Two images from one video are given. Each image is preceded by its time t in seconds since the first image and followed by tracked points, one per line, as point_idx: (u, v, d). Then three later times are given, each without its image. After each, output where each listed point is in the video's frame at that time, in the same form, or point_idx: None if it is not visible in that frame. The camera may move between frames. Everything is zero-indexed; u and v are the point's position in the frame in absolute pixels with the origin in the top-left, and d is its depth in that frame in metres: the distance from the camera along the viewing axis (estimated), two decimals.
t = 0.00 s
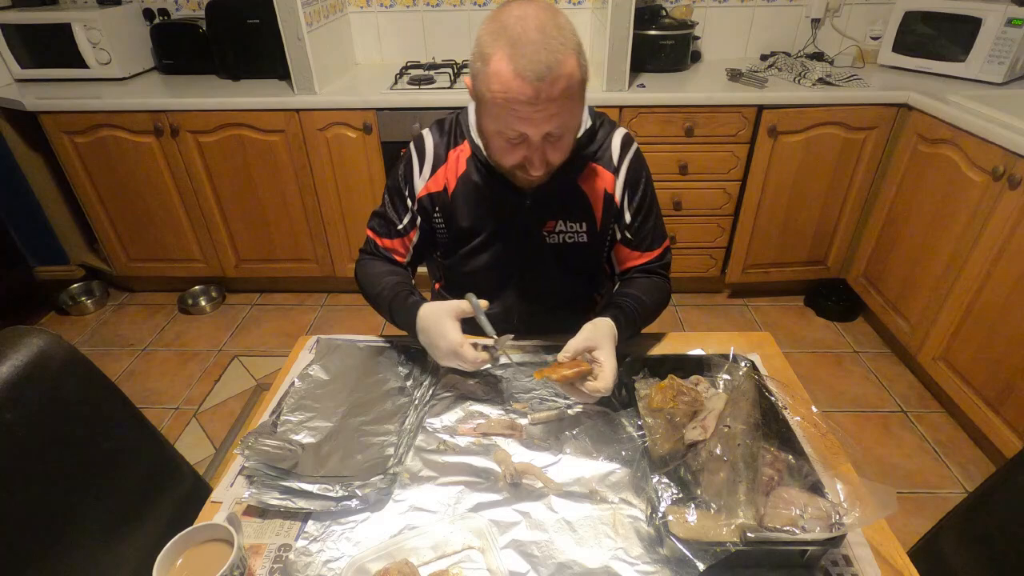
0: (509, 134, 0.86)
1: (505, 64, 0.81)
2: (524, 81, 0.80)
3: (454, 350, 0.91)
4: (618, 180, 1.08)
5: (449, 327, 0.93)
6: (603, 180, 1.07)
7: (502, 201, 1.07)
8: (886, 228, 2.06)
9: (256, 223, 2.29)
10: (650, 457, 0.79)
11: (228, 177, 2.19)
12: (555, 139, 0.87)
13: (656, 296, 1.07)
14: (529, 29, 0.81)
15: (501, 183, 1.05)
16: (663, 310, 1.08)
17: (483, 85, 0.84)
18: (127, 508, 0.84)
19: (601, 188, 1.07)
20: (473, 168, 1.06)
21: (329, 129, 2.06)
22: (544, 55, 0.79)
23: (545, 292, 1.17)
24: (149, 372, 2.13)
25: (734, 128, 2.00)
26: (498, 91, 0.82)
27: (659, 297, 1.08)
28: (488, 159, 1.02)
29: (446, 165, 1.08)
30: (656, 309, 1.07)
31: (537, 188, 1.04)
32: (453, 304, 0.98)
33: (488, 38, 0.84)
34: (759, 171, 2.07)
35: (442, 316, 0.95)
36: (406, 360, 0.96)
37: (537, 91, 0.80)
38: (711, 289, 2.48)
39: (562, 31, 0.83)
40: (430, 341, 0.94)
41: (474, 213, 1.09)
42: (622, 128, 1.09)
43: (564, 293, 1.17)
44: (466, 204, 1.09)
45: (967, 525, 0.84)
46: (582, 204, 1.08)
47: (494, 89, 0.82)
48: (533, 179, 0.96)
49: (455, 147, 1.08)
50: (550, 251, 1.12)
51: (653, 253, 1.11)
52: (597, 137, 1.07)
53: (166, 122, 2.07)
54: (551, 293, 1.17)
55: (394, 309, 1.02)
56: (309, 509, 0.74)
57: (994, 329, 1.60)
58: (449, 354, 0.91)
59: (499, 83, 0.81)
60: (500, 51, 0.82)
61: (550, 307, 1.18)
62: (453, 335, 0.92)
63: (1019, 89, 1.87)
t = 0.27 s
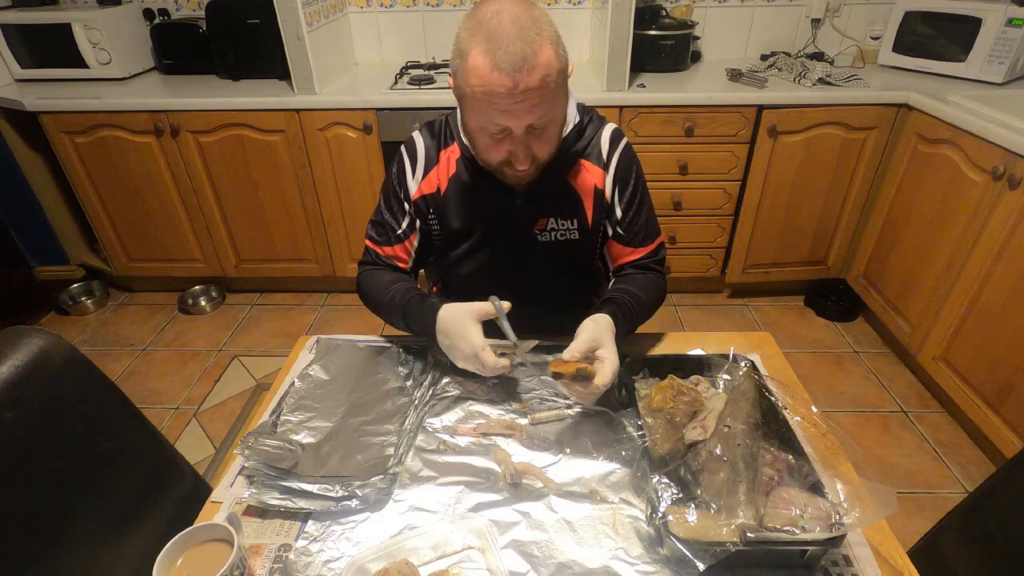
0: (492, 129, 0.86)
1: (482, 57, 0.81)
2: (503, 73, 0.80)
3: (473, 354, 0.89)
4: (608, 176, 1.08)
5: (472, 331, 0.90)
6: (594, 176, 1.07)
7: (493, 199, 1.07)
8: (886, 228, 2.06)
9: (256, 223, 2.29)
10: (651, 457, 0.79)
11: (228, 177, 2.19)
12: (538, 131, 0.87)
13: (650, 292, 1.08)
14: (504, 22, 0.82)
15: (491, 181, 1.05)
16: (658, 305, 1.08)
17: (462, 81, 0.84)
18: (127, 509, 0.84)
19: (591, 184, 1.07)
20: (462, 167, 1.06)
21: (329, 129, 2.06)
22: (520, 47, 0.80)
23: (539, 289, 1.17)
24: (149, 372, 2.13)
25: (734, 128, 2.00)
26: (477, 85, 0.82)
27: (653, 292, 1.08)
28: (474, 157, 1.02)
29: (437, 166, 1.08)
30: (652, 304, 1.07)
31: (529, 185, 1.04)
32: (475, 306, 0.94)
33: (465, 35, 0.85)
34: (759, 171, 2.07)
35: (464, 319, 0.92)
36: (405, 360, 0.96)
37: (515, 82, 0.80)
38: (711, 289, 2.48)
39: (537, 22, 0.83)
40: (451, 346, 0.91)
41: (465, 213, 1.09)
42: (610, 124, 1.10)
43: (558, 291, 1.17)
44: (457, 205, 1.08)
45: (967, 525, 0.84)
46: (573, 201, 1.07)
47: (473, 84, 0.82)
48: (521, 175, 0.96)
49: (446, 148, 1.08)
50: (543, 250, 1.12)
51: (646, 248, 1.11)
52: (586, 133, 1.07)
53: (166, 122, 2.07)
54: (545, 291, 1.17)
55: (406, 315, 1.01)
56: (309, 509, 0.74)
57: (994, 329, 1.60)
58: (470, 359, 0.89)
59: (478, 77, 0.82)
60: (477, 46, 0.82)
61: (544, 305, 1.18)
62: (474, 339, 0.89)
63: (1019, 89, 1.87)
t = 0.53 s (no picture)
0: (492, 129, 0.86)
1: (484, 57, 0.81)
2: (503, 73, 0.80)
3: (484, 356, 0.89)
4: (609, 177, 1.08)
5: (485, 333, 0.90)
6: (595, 177, 1.07)
7: (494, 200, 1.07)
8: (886, 228, 2.06)
9: (256, 223, 2.29)
10: (651, 457, 0.79)
11: (228, 177, 2.19)
12: (539, 132, 0.87)
13: (650, 293, 1.08)
14: (506, 23, 0.82)
15: (492, 182, 1.06)
16: (657, 306, 1.08)
17: (463, 81, 0.85)
18: (128, 509, 0.84)
19: (592, 185, 1.08)
20: (464, 167, 1.06)
21: (329, 129, 2.07)
22: (522, 47, 0.80)
23: (539, 290, 1.17)
24: (149, 372, 2.13)
25: (734, 128, 2.00)
26: (478, 85, 0.82)
27: (653, 293, 1.08)
28: (475, 157, 1.02)
29: (440, 164, 1.08)
30: (652, 305, 1.07)
31: (529, 186, 1.04)
32: (491, 306, 0.95)
33: (467, 34, 0.85)
34: (759, 171, 2.07)
35: (479, 320, 0.92)
36: (404, 360, 0.95)
37: (517, 83, 0.80)
38: (711, 289, 2.48)
39: (540, 23, 0.83)
40: (464, 347, 0.91)
41: (466, 213, 1.09)
42: (612, 125, 1.10)
43: (559, 292, 1.17)
44: (458, 205, 1.09)
45: (968, 526, 0.84)
46: (573, 202, 1.08)
47: (474, 83, 0.82)
48: (521, 176, 0.96)
49: (448, 146, 1.08)
50: (543, 250, 1.12)
51: (647, 249, 1.11)
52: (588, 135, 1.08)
53: (166, 122, 2.07)
54: (546, 292, 1.17)
55: (417, 315, 1.01)
56: (309, 509, 0.74)
57: (994, 329, 1.60)
58: (482, 361, 0.89)
59: (479, 77, 0.82)
60: (479, 45, 0.82)
61: (544, 306, 1.18)
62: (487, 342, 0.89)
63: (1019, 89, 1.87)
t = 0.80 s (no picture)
0: (506, 130, 0.86)
1: (501, 58, 0.81)
2: (521, 75, 0.80)
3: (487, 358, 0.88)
4: (616, 179, 1.08)
5: (488, 335, 0.90)
6: (601, 179, 1.08)
7: (500, 201, 1.07)
8: (886, 228, 2.06)
9: (256, 223, 2.29)
10: (650, 457, 0.79)
11: (228, 176, 2.19)
12: (551, 134, 0.87)
13: (655, 295, 1.08)
14: (526, 24, 0.81)
15: (499, 183, 1.06)
16: (661, 308, 1.08)
17: (479, 80, 0.84)
18: (127, 509, 0.84)
19: (598, 187, 1.08)
20: (470, 167, 1.06)
21: (329, 129, 2.07)
22: (540, 50, 0.80)
23: (543, 291, 1.16)
24: (149, 372, 2.13)
25: (734, 128, 2.00)
26: (494, 86, 0.82)
27: (657, 295, 1.08)
28: (484, 158, 1.02)
29: (446, 163, 1.08)
30: (656, 307, 1.07)
31: (535, 187, 1.04)
32: (493, 309, 0.95)
33: (485, 33, 0.84)
34: (759, 171, 2.07)
35: (483, 323, 0.92)
36: (405, 360, 0.95)
37: (534, 86, 0.80)
38: (711, 289, 2.48)
39: (559, 25, 0.83)
40: (466, 348, 0.91)
41: (471, 213, 1.09)
42: (620, 126, 1.10)
43: (562, 293, 1.17)
44: (464, 205, 1.09)
45: (967, 525, 0.84)
46: (578, 204, 1.08)
47: (490, 84, 0.82)
48: (530, 177, 0.97)
49: (454, 145, 1.08)
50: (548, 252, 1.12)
51: (651, 251, 1.11)
52: (595, 136, 1.08)
53: (166, 122, 2.07)
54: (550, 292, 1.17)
55: (420, 315, 1.01)
56: (309, 509, 0.74)
57: (994, 329, 1.60)
58: (484, 364, 0.89)
59: (495, 78, 0.82)
60: (497, 45, 0.82)
61: (548, 307, 1.18)
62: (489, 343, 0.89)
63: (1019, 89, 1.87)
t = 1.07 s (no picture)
0: (512, 129, 0.86)
1: (510, 58, 0.81)
2: (530, 75, 0.80)
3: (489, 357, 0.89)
4: (619, 180, 1.08)
5: (489, 333, 0.90)
6: (605, 180, 1.08)
7: (502, 201, 1.07)
8: (886, 228, 2.06)
9: (256, 223, 2.29)
10: (650, 457, 0.79)
11: (228, 176, 2.19)
12: (558, 135, 0.87)
13: (657, 296, 1.08)
14: (535, 24, 0.82)
15: (501, 183, 1.06)
16: (663, 310, 1.08)
17: (486, 80, 0.84)
18: (127, 509, 0.84)
19: (601, 188, 1.08)
20: (474, 166, 1.06)
21: (330, 129, 2.07)
22: (550, 50, 0.80)
23: (545, 291, 1.16)
24: (149, 372, 2.13)
25: (734, 128, 2.00)
26: (502, 85, 0.82)
27: (659, 296, 1.08)
28: (487, 158, 1.02)
29: (449, 161, 1.08)
30: (658, 309, 1.07)
31: (538, 187, 1.04)
32: (493, 313, 0.96)
33: (493, 33, 0.84)
34: (759, 171, 2.07)
35: (484, 324, 0.93)
36: (406, 360, 0.95)
37: (542, 85, 0.80)
38: (711, 289, 2.48)
39: (567, 26, 0.83)
40: (467, 347, 0.91)
41: (474, 213, 1.09)
42: (624, 128, 1.10)
43: (563, 293, 1.17)
44: (466, 204, 1.09)
45: (966, 526, 0.84)
46: (581, 205, 1.08)
47: (498, 83, 0.82)
48: (534, 176, 0.97)
49: (458, 143, 1.08)
50: (550, 252, 1.12)
51: (654, 253, 1.11)
52: (599, 137, 1.08)
53: (166, 122, 2.07)
54: (551, 292, 1.17)
55: (422, 314, 1.01)
56: (309, 509, 0.74)
57: (994, 329, 1.60)
58: (485, 361, 0.89)
59: (504, 77, 0.81)
60: (505, 45, 0.82)
61: (549, 307, 1.18)
62: (490, 342, 0.89)
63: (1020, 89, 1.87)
